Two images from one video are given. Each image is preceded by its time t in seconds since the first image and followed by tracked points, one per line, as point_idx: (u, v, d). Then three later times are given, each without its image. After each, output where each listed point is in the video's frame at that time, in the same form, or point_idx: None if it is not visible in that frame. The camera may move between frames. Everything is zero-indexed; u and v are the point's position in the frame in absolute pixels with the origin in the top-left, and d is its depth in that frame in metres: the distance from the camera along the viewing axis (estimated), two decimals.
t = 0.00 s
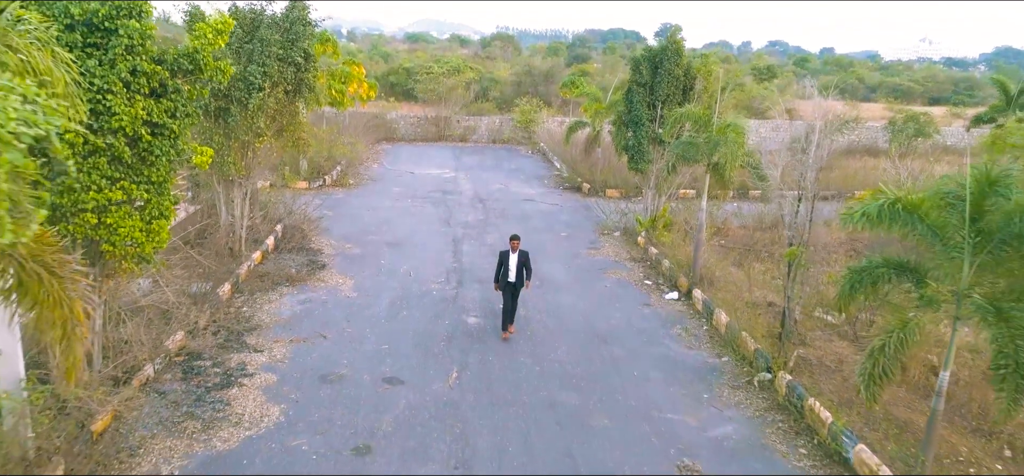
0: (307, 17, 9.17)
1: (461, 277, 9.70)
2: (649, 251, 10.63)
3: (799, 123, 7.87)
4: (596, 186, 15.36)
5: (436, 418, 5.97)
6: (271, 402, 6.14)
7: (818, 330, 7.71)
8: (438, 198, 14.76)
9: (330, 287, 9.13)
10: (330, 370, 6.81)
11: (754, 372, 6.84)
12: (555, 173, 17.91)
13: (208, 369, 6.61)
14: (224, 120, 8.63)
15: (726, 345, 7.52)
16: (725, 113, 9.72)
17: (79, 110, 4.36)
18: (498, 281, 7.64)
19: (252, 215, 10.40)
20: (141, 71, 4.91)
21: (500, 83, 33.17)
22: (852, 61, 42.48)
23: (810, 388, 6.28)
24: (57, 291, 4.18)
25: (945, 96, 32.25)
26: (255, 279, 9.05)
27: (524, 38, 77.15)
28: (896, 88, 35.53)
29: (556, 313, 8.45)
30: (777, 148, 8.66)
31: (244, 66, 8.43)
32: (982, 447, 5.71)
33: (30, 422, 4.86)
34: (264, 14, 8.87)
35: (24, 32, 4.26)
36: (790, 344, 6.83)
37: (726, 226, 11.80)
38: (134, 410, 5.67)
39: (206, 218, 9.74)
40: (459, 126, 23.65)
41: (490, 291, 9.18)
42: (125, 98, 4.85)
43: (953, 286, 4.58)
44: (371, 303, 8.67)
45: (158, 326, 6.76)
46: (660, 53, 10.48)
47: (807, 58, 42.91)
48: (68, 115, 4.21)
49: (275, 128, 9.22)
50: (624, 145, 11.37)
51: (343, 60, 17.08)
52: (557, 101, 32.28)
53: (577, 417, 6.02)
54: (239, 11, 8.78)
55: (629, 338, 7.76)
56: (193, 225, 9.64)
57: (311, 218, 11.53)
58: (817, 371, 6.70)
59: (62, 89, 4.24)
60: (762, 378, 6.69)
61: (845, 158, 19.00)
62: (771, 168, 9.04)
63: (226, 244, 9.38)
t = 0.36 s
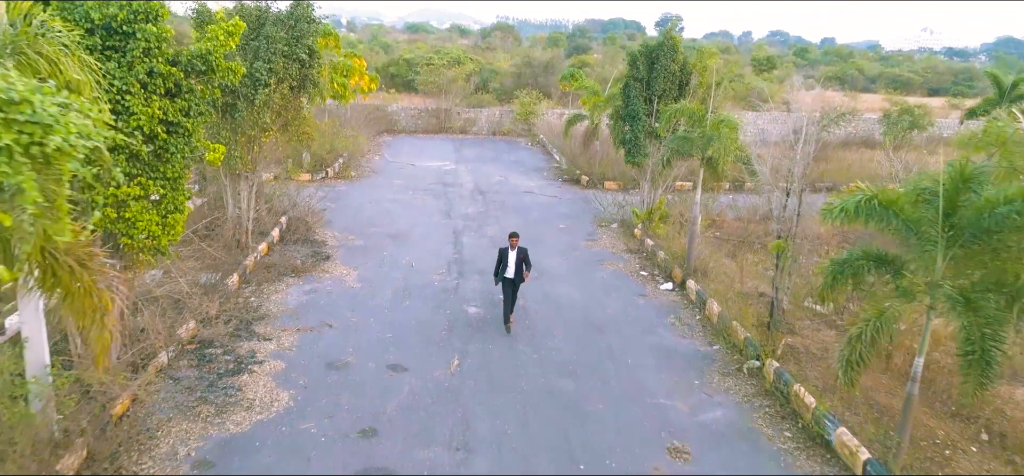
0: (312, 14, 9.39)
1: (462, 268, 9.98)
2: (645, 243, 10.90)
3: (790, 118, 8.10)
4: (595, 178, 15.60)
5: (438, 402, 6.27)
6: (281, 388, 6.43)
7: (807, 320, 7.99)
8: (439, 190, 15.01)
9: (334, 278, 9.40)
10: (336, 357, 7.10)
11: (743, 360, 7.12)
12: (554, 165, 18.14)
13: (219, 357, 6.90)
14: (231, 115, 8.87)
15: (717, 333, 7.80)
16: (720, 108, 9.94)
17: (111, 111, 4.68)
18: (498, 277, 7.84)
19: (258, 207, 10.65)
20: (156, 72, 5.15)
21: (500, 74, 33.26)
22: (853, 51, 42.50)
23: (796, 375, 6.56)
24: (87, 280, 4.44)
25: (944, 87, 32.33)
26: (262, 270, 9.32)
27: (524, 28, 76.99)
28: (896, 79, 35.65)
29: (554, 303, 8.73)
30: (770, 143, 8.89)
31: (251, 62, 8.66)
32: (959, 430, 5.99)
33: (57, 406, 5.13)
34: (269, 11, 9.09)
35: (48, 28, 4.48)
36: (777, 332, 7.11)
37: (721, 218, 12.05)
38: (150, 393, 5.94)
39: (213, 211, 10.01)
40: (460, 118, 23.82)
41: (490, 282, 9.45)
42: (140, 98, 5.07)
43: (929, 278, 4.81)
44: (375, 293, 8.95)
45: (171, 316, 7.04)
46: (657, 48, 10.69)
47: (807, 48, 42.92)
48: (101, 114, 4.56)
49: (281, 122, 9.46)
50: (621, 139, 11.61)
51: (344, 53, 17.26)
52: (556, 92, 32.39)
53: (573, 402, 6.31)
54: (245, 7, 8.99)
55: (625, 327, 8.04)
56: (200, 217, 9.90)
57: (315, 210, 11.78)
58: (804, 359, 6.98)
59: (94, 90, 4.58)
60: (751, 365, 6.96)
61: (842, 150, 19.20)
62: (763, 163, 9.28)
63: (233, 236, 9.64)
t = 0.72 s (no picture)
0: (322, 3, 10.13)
1: (464, 239, 10.81)
2: (634, 216, 11.70)
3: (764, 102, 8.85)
4: (590, 153, 16.34)
5: (444, 357, 7.16)
6: (305, 345, 7.31)
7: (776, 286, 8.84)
8: (441, 164, 15.76)
9: (347, 248, 10.24)
10: (352, 319, 7.97)
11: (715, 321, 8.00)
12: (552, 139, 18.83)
13: (249, 318, 7.78)
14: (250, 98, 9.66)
15: (694, 298, 8.67)
16: (702, 92, 10.68)
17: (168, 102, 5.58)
18: (497, 258, 8.46)
19: (273, 182, 11.43)
20: (201, 68, 6.01)
21: (500, 47, 33.60)
22: (852, 23, 42.64)
23: (760, 334, 7.43)
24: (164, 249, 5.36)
25: (939, 60, 32.69)
26: (280, 241, 10.15)
27: None
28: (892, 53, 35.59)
29: (548, 271, 9.58)
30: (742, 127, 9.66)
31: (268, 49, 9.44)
32: (898, 380, 6.87)
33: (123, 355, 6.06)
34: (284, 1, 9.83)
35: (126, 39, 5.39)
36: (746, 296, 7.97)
37: (707, 192, 12.83)
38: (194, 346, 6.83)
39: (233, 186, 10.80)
40: (460, 93, 24.37)
41: (490, 252, 10.30)
42: (188, 90, 5.92)
43: (863, 248, 5.63)
44: (384, 262, 9.79)
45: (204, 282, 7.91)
46: (646, 33, 11.41)
47: (806, 19, 42.97)
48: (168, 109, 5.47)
49: (295, 104, 10.25)
50: (613, 118, 12.41)
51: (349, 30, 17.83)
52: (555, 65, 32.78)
53: (562, 357, 7.20)
54: None
55: (611, 292, 8.91)
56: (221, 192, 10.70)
57: (325, 185, 12.56)
58: (768, 321, 7.86)
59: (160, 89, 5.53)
60: (722, 325, 7.84)
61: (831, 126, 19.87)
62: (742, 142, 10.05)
63: (252, 209, 10.45)
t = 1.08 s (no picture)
0: None
1: (466, 204, 11.82)
2: (623, 182, 12.70)
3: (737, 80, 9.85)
4: (585, 121, 17.23)
5: (451, 307, 8.26)
6: (329, 297, 8.40)
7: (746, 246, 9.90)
8: (444, 132, 16.66)
9: (360, 212, 11.26)
10: (369, 275, 9.05)
11: (687, 277, 9.08)
12: (549, 107, 19.66)
13: (278, 274, 8.85)
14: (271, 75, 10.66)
15: (672, 257, 9.73)
16: (686, 67, 11.62)
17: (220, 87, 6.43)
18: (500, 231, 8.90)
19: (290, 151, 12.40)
20: (240, 58, 7.01)
21: (499, 11, 33.93)
22: None
23: (725, 288, 8.53)
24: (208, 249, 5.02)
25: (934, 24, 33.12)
26: (299, 205, 11.16)
27: None
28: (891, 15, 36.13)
29: (542, 233, 10.62)
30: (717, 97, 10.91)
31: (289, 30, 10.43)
32: (841, 326, 7.99)
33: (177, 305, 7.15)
34: None
35: (188, 42, 5.57)
36: (715, 255, 9.06)
37: (692, 159, 13.78)
38: (234, 297, 7.92)
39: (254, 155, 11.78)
40: (461, 60, 25.03)
41: (490, 216, 11.32)
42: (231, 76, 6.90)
43: (808, 216, 6.66)
44: (395, 225, 10.82)
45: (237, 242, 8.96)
46: (635, 12, 12.49)
47: None
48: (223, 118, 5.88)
49: (312, 79, 11.23)
50: (604, 90, 13.52)
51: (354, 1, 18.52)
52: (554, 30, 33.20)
53: (552, 308, 8.31)
54: None
55: (599, 253, 9.96)
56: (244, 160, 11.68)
57: (337, 153, 13.50)
58: (735, 277, 8.95)
59: (210, 85, 5.80)
60: (693, 280, 8.90)
61: (818, 92, 20.69)
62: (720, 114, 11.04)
63: (273, 176, 11.44)
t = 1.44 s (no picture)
0: None
1: (466, 194, 12.09)
2: (620, 173, 12.96)
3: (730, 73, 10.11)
4: (584, 111, 17.45)
5: (452, 294, 8.54)
6: (334, 284, 8.69)
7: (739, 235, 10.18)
8: (444, 123, 16.88)
9: (362, 202, 11.52)
10: (372, 263, 9.33)
11: (680, 265, 9.37)
12: (548, 97, 19.86)
13: (284, 262, 9.13)
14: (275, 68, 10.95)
15: (667, 245, 10.02)
16: (682, 60, 11.89)
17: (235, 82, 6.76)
18: (501, 224, 9.08)
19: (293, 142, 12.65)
20: (248, 53, 7.29)
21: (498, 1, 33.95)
22: None
23: (717, 276, 8.82)
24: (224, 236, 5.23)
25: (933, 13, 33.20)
26: (303, 196, 11.42)
27: None
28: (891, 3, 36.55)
29: (540, 223, 10.90)
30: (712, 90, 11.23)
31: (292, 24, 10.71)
32: (829, 311, 8.29)
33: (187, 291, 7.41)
34: None
35: (200, 40, 5.86)
36: (708, 243, 9.35)
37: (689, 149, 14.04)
38: (242, 284, 8.21)
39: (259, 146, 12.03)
40: (461, 50, 25.17)
41: (489, 205, 11.59)
42: (242, 72, 7.21)
43: (795, 205, 6.94)
44: (397, 214, 11.09)
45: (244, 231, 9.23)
46: (632, 5, 12.75)
47: None
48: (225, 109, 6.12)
49: (314, 72, 11.50)
50: (602, 82, 13.78)
51: None
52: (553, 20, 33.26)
53: (550, 294, 8.60)
54: None
55: (595, 242, 10.24)
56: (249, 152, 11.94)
57: (339, 144, 13.74)
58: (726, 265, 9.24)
59: (223, 80, 6.04)
60: (686, 268, 9.18)
61: (815, 82, 20.90)
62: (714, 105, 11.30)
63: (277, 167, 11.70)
